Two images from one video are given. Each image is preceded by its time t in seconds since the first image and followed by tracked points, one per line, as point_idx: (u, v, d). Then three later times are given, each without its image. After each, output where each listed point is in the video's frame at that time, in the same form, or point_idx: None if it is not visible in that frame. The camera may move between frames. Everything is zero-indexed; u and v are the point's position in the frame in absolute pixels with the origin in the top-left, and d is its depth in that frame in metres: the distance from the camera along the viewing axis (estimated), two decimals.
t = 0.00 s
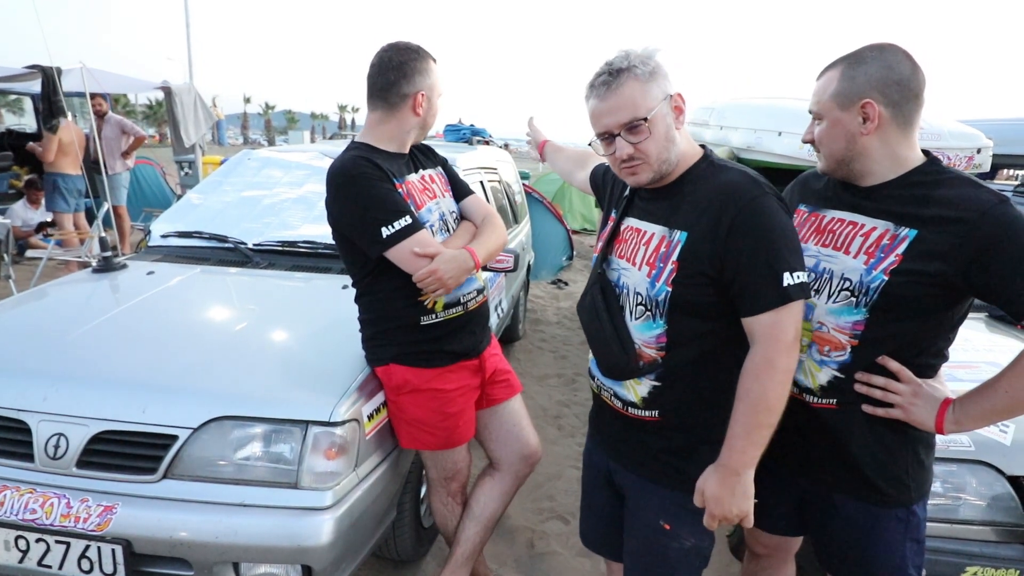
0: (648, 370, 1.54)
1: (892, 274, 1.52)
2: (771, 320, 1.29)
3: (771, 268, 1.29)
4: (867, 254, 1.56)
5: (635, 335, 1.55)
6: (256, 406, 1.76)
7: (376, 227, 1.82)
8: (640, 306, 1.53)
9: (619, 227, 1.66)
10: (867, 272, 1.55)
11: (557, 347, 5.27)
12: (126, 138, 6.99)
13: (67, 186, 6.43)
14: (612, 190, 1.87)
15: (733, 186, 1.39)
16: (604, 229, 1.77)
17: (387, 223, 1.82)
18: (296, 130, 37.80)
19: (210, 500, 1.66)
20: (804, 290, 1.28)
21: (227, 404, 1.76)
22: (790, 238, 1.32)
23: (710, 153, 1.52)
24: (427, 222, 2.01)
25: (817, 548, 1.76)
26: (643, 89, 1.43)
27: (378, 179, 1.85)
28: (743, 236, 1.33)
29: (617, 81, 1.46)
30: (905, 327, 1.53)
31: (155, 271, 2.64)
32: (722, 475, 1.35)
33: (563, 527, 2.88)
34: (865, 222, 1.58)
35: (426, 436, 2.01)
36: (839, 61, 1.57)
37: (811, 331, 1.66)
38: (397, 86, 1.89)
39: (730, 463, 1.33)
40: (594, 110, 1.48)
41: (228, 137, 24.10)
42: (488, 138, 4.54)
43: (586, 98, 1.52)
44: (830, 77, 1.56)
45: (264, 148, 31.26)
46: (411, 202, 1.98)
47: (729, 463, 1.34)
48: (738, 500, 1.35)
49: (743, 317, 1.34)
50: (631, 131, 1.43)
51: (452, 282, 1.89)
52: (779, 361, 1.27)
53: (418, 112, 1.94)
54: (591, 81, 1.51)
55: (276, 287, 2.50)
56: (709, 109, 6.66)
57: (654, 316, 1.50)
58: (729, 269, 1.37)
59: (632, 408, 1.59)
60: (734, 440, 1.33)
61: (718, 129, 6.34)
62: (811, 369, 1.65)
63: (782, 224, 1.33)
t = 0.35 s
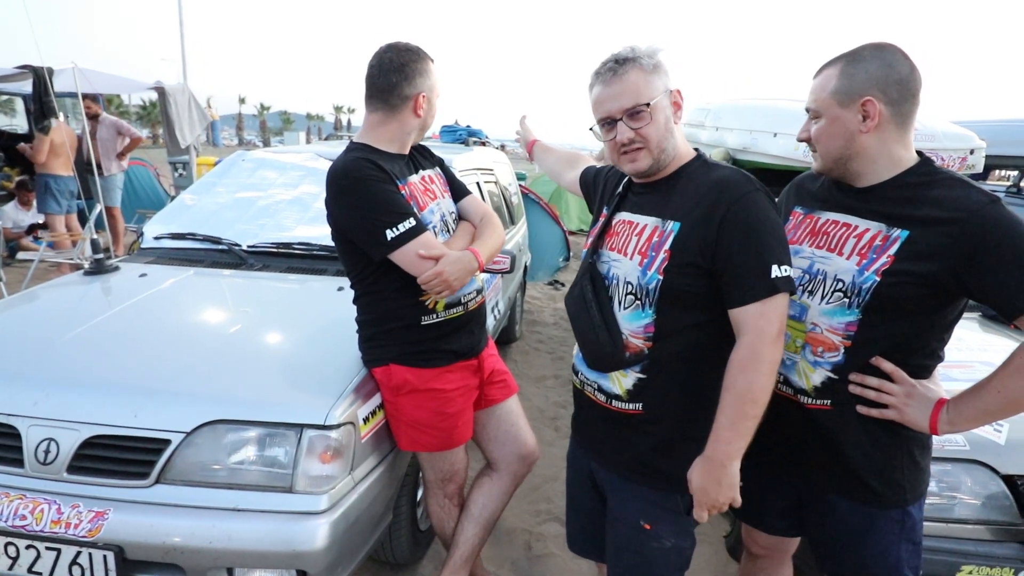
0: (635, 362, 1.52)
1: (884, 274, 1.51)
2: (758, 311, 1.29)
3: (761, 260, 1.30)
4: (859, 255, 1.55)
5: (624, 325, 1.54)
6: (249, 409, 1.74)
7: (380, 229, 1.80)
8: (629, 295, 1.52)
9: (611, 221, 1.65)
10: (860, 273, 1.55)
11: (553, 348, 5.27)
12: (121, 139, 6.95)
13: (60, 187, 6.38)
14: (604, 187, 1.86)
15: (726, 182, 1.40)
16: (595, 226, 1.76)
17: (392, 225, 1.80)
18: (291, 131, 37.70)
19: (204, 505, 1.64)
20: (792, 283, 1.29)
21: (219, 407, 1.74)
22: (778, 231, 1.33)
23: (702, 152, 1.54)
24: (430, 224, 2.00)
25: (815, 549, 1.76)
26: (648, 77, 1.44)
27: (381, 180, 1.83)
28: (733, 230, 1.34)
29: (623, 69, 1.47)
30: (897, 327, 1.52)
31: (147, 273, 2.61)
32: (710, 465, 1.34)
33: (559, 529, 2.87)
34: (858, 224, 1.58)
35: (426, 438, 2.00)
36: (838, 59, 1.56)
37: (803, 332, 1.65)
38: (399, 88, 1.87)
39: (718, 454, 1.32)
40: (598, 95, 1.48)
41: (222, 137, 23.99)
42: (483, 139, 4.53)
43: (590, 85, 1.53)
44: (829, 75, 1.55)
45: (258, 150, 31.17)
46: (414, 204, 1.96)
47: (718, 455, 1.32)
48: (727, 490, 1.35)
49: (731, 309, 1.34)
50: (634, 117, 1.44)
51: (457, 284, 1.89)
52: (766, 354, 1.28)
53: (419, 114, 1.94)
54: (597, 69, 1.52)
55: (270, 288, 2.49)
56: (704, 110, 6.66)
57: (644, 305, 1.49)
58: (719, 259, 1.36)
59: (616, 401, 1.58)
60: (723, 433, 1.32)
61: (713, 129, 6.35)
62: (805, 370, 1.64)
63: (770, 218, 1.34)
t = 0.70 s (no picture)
0: (630, 354, 1.52)
1: (884, 274, 1.51)
2: (754, 305, 1.29)
3: (759, 257, 1.30)
4: (859, 254, 1.55)
5: (619, 317, 1.54)
6: (249, 410, 1.74)
7: (381, 231, 1.81)
8: (626, 287, 1.52)
9: (608, 216, 1.65)
10: (860, 273, 1.55)
11: (553, 349, 5.27)
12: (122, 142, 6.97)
13: (61, 190, 6.39)
14: (602, 184, 1.86)
15: (725, 180, 1.40)
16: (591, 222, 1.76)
17: (393, 227, 1.81)
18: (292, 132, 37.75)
19: (203, 506, 1.65)
20: (787, 277, 1.29)
21: (220, 408, 1.74)
22: (775, 229, 1.33)
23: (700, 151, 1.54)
24: (429, 227, 2.00)
25: (816, 549, 1.76)
26: (654, 71, 1.46)
27: (383, 182, 1.84)
28: (731, 228, 1.34)
29: (630, 61, 1.48)
30: (897, 326, 1.52)
31: (148, 275, 2.62)
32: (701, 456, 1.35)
33: (560, 530, 2.87)
34: (857, 223, 1.58)
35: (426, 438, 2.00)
36: (856, 50, 1.52)
37: (803, 332, 1.65)
38: (404, 89, 1.87)
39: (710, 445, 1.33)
40: (604, 84, 1.49)
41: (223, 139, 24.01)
42: (483, 140, 4.53)
43: (596, 77, 1.54)
44: (854, 64, 1.50)
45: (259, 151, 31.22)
46: (415, 206, 1.97)
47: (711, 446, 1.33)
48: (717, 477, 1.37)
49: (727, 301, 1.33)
50: (638, 107, 1.44)
51: (456, 288, 1.88)
52: (761, 347, 1.28)
53: (423, 117, 1.94)
54: (603, 62, 1.53)
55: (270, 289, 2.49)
56: (704, 110, 6.66)
57: (640, 297, 1.49)
58: (716, 255, 1.36)
59: (609, 395, 1.58)
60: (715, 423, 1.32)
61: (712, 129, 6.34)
62: (805, 371, 1.64)
63: (767, 214, 1.34)
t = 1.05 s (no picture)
0: (632, 356, 1.52)
1: (893, 271, 1.50)
2: (753, 308, 1.29)
3: (755, 257, 1.29)
4: (867, 252, 1.54)
5: (620, 320, 1.54)
6: (254, 411, 1.75)
7: (377, 228, 1.82)
8: (626, 290, 1.52)
9: (609, 219, 1.66)
10: (868, 270, 1.54)
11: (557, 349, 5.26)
12: (127, 145, 7.00)
13: (67, 193, 6.42)
14: (608, 186, 1.86)
15: (724, 180, 1.39)
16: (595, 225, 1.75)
17: (388, 224, 1.81)
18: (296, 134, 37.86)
19: (208, 507, 1.65)
20: (785, 279, 1.29)
21: (224, 409, 1.75)
22: (773, 228, 1.32)
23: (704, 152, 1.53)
24: (429, 226, 2.00)
25: (823, 549, 1.75)
26: (650, 68, 1.44)
27: (382, 180, 1.86)
28: (728, 228, 1.34)
29: (630, 57, 1.46)
30: (904, 326, 1.51)
31: (153, 276, 2.63)
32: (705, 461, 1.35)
33: (564, 530, 2.86)
34: (863, 220, 1.57)
35: (426, 441, 2.00)
36: (871, 46, 1.51)
37: (812, 331, 1.64)
38: (366, 92, 1.87)
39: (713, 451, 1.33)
40: (602, 78, 1.49)
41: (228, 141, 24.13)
42: (486, 140, 4.53)
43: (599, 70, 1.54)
44: (872, 60, 1.48)
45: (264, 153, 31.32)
46: (414, 205, 1.96)
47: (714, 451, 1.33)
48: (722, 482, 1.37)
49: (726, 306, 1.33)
50: (626, 105, 1.44)
51: (450, 287, 1.86)
52: (761, 351, 1.28)
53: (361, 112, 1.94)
54: (609, 55, 1.53)
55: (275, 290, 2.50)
56: (708, 109, 6.64)
57: (639, 300, 1.49)
58: (713, 255, 1.36)
59: (613, 396, 1.58)
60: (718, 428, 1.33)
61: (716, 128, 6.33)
62: (814, 370, 1.63)
63: (765, 214, 1.33)
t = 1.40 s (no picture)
0: (637, 371, 1.52)
1: (896, 268, 1.49)
2: (758, 327, 1.28)
3: (759, 274, 1.28)
4: (869, 249, 1.53)
5: (624, 336, 1.54)
6: (253, 413, 1.75)
7: (363, 231, 1.83)
8: (628, 307, 1.52)
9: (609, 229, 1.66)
10: (871, 268, 1.53)
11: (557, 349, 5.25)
12: (127, 147, 7.00)
13: (67, 195, 6.42)
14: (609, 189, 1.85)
15: (727, 190, 1.37)
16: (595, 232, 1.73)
17: (373, 228, 1.82)
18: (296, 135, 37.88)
19: (207, 509, 1.64)
20: (791, 297, 1.28)
21: (223, 411, 1.74)
22: (777, 242, 1.31)
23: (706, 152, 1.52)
24: (419, 228, 1.99)
25: (825, 548, 1.74)
26: (658, 66, 1.42)
27: (368, 183, 1.87)
28: (731, 241, 1.32)
29: (639, 52, 1.45)
30: (905, 324, 1.50)
31: (152, 278, 2.62)
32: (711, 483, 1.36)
33: (566, 531, 2.86)
34: (864, 218, 1.56)
35: (422, 446, 2.00)
36: (881, 42, 1.50)
37: (813, 330, 1.63)
38: (333, 105, 1.92)
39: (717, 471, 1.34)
40: (609, 71, 1.48)
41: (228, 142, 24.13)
42: (486, 140, 4.53)
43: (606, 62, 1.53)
44: (884, 56, 1.47)
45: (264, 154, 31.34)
46: (403, 206, 1.95)
47: (719, 472, 1.34)
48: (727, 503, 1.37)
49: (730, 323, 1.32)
50: (629, 103, 1.43)
51: (434, 293, 1.82)
52: (766, 371, 1.28)
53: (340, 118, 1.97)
54: (619, 46, 1.51)
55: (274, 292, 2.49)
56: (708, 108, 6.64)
57: (642, 317, 1.49)
58: (715, 268, 1.35)
59: (620, 409, 1.59)
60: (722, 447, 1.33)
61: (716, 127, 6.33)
62: (817, 369, 1.62)
63: (772, 228, 1.32)
